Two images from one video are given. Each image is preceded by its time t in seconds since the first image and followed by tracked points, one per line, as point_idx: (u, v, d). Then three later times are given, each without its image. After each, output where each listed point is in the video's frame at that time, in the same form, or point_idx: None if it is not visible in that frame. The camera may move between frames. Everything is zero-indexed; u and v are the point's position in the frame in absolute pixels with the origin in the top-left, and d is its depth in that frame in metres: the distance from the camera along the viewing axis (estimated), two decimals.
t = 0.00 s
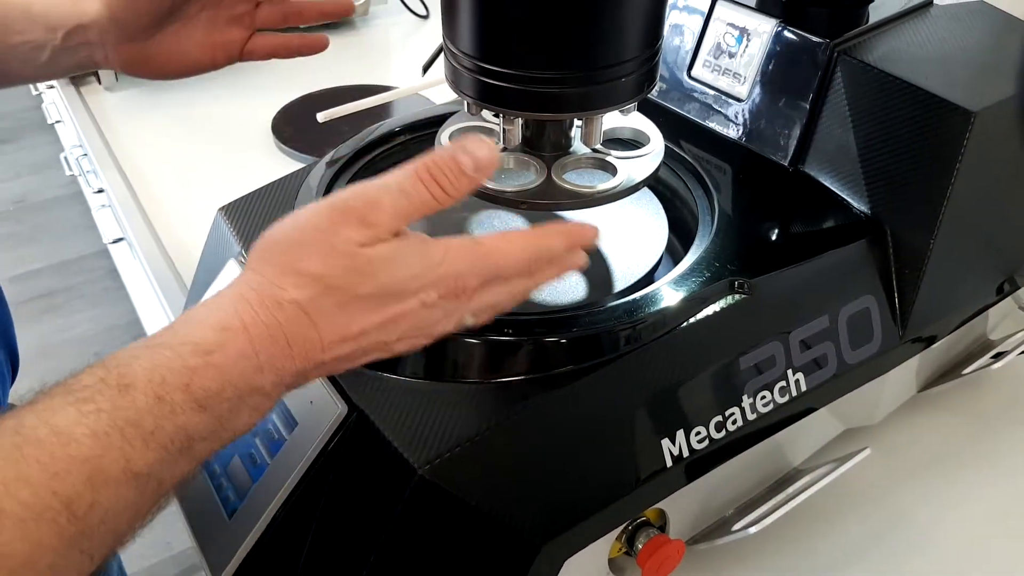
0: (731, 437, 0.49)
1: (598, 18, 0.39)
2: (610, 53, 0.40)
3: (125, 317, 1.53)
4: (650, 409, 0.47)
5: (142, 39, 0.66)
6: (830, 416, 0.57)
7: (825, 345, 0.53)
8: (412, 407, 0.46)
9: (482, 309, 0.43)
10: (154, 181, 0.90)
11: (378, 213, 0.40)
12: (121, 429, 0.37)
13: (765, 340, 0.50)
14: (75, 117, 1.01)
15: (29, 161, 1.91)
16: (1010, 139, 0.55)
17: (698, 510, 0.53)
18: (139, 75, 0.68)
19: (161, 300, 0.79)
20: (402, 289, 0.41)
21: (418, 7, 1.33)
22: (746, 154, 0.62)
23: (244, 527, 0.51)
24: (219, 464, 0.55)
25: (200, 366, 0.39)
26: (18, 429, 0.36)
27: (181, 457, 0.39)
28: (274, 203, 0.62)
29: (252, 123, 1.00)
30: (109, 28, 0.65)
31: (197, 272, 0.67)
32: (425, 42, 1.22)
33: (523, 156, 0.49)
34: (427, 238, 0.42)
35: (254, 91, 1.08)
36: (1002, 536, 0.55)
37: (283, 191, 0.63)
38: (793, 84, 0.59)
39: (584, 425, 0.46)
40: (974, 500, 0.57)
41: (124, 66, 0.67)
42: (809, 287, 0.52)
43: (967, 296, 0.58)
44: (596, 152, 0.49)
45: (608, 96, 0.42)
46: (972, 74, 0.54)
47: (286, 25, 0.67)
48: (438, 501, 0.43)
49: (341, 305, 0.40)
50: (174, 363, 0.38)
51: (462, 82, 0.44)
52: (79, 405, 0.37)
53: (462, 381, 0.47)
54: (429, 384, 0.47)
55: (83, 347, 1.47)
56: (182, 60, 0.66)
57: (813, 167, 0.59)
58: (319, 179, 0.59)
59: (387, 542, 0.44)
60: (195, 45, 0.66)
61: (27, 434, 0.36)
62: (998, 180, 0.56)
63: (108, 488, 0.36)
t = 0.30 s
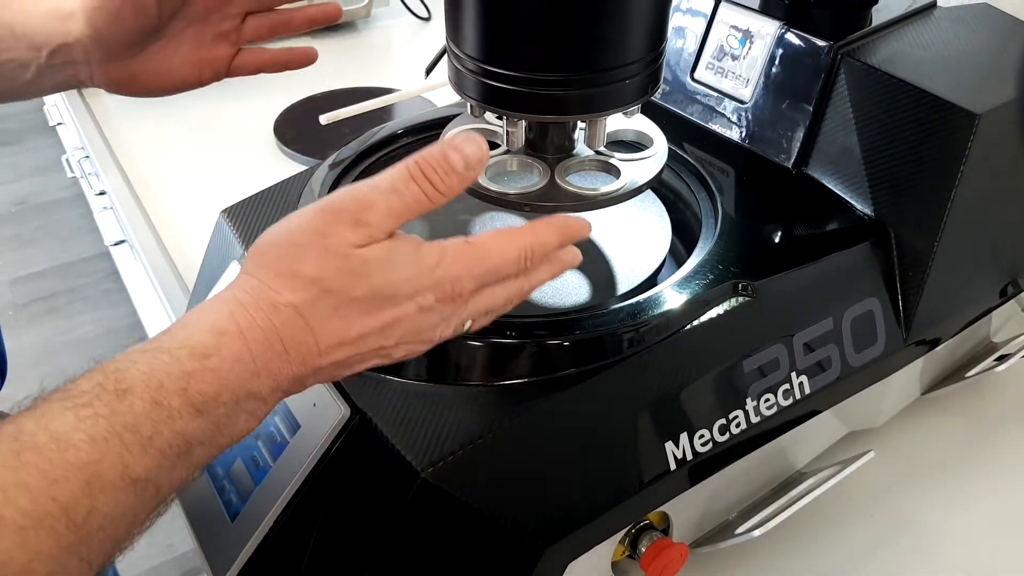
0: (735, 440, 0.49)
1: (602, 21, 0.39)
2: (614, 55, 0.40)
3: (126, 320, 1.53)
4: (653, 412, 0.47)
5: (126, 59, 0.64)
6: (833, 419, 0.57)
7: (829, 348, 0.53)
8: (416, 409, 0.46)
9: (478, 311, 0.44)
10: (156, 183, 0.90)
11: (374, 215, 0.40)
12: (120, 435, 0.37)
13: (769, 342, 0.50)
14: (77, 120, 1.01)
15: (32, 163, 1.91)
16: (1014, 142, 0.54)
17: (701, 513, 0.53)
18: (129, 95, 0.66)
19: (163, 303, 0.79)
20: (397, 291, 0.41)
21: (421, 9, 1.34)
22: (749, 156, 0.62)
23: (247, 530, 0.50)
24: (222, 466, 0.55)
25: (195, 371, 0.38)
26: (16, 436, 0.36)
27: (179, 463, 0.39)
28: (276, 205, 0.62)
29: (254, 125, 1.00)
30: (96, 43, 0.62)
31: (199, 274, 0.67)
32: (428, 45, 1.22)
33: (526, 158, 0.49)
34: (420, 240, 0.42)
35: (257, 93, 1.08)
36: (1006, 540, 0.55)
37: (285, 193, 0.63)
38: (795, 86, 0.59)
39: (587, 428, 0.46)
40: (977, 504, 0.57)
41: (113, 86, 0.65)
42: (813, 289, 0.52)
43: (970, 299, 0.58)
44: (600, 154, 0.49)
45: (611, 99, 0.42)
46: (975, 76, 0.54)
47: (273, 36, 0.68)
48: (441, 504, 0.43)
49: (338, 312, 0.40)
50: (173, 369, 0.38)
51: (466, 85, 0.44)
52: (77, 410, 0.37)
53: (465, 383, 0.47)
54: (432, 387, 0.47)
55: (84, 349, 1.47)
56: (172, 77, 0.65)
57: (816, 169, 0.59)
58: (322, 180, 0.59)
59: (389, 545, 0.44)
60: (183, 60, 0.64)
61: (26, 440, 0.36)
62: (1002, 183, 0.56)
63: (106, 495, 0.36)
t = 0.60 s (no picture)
0: (735, 443, 0.49)
1: (601, 23, 0.39)
2: (613, 58, 0.40)
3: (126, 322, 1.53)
4: (653, 415, 0.47)
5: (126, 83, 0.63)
6: (833, 422, 0.57)
7: (829, 350, 0.53)
8: (417, 411, 0.46)
9: (439, 276, 0.36)
10: (156, 185, 0.90)
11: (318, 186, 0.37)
12: (82, 439, 0.31)
13: (769, 344, 0.50)
14: (77, 122, 1.01)
15: (32, 165, 1.91)
16: (1013, 145, 0.54)
17: (701, 516, 0.53)
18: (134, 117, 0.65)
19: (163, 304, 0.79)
20: (350, 265, 0.35)
21: (421, 11, 1.34)
22: (749, 158, 0.62)
23: (246, 534, 0.50)
24: (221, 469, 0.54)
25: (150, 367, 0.32)
26: None
27: (146, 468, 0.33)
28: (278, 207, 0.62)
29: (255, 127, 1.00)
30: (94, 76, 0.62)
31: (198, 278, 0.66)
32: (428, 47, 1.22)
33: (526, 160, 0.49)
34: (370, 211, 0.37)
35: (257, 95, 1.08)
36: (1006, 542, 0.54)
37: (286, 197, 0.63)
38: (795, 89, 0.59)
39: (586, 432, 0.45)
40: (978, 506, 0.57)
41: (113, 109, 0.64)
42: (813, 291, 0.52)
43: (970, 301, 0.57)
44: (600, 156, 0.49)
45: (610, 101, 0.42)
46: (975, 79, 0.54)
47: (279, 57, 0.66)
48: (440, 506, 0.43)
49: (296, 295, 0.34)
50: (128, 368, 0.32)
51: (466, 87, 0.44)
52: (39, 414, 0.32)
53: (464, 385, 0.47)
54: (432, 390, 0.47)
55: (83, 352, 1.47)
56: (171, 100, 0.64)
57: (816, 171, 0.59)
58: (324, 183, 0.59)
59: (389, 547, 0.44)
60: (189, 82, 0.63)
61: None
62: (1002, 185, 0.55)
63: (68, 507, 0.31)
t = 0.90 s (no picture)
0: (735, 444, 0.49)
1: (601, 24, 0.39)
2: (614, 59, 0.40)
3: (125, 324, 1.53)
4: (654, 416, 0.47)
5: (60, 149, 0.62)
6: (834, 423, 0.57)
7: (829, 351, 0.53)
8: (418, 413, 0.46)
9: None
10: (155, 188, 0.90)
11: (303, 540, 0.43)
12: None
13: (770, 345, 0.50)
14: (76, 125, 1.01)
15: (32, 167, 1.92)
16: (1013, 145, 0.54)
17: (702, 518, 0.53)
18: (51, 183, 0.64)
19: (163, 307, 0.79)
20: None
21: (420, 13, 1.34)
22: (748, 158, 0.61)
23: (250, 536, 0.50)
24: (220, 473, 0.54)
25: None
26: None
27: None
28: (277, 210, 0.62)
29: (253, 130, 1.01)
30: (30, 134, 0.60)
31: (198, 279, 0.66)
32: (428, 48, 1.22)
33: (526, 162, 0.49)
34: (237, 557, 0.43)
35: (256, 97, 1.08)
36: (1007, 542, 0.54)
37: (285, 198, 0.63)
38: (795, 89, 0.59)
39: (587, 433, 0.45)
40: (978, 506, 0.57)
41: (37, 171, 0.63)
42: (814, 292, 0.52)
43: (970, 301, 0.57)
44: (600, 157, 0.49)
45: (610, 102, 0.42)
46: (974, 79, 0.54)
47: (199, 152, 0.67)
48: (441, 507, 0.43)
49: None
50: None
51: (466, 89, 0.44)
52: None
53: (464, 387, 0.47)
54: (433, 392, 0.47)
55: (82, 354, 1.47)
56: (91, 172, 0.64)
57: (815, 172, 0.59)
58: (323, 184, 0.59)
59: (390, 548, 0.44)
60: (108, 159, 0.64)
61: None
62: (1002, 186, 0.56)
63: None
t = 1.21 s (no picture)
0: (734, 448, 0.49)
1: (600, 28, 0.39)
2: (612, 63, 0.40)
3: (125, 326, 1.53)
4: (652, 420, 0.47)
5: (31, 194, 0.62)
6: (832, 426, 0.57)
7: (828, 354, 0.53)
8: (416, 419, 0.46)
9: None
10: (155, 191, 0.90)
11: None
12: None
13: (768, 349, 0.50)
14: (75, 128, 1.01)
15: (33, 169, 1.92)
16: (1012, 148, 0.55)
17: (701, 521, 0.53)
18: (31, 226, 0.64)
19: (162, 310, 0.79)
20: None
21: (419, 14, 1.34)
22: (748, 161, 0.61)
23: (249, 539, 0.50)
24: (219, 475, 0.54)
25: None
26: None
27: None
28: (276, 212, 0.62)
29: (253, 132, 1.01)
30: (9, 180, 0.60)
31: (198, 281, 0.66)
32: (427, 50, 1.23)
33: (525, 165, 0.49)
34: None
35: (256, 100, 1.09)
36: (1005, 545, 0.54)
37: (284, 201, 0.63)
38: (794, 92, 0.59)
39: (585, 437, 0.45)
40: (977, 508, 0.57)
41: (10, 211, 0.63)
42: (813, 296, 0.52)
43: (969, 305, 0.58)
44: (598, 161, 0.49)
45: (609, 106, 0.42)
46: (973, 82, 0.54)
47: (179, 204, 0.68)
48: (439, 511, 0.43)
49: None
50: None
51: (465, 93, 0.44)
52: None
53: (462, 391, 0.47)
54: (430, 396, 0.47)
55: (82, 356, 1.47)
56: (71, 219, 0.64)
57: (814, 175, 0.59)
58: (323, 187, 0.59)
59: (389, 551, 0.44)
60: (90, 203, 0.64)
61: None
62: (1001, 188, 0.56)
63: None
